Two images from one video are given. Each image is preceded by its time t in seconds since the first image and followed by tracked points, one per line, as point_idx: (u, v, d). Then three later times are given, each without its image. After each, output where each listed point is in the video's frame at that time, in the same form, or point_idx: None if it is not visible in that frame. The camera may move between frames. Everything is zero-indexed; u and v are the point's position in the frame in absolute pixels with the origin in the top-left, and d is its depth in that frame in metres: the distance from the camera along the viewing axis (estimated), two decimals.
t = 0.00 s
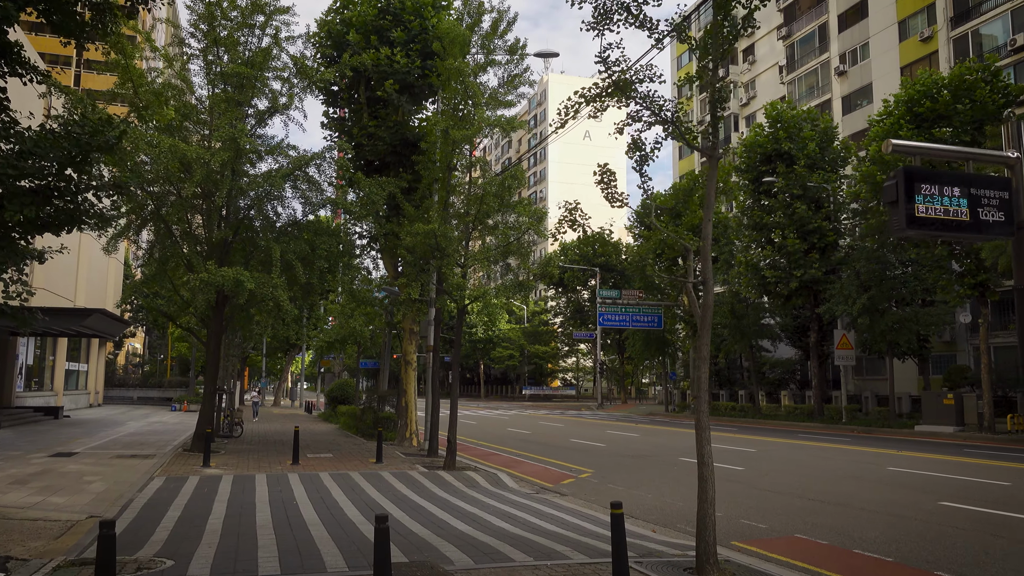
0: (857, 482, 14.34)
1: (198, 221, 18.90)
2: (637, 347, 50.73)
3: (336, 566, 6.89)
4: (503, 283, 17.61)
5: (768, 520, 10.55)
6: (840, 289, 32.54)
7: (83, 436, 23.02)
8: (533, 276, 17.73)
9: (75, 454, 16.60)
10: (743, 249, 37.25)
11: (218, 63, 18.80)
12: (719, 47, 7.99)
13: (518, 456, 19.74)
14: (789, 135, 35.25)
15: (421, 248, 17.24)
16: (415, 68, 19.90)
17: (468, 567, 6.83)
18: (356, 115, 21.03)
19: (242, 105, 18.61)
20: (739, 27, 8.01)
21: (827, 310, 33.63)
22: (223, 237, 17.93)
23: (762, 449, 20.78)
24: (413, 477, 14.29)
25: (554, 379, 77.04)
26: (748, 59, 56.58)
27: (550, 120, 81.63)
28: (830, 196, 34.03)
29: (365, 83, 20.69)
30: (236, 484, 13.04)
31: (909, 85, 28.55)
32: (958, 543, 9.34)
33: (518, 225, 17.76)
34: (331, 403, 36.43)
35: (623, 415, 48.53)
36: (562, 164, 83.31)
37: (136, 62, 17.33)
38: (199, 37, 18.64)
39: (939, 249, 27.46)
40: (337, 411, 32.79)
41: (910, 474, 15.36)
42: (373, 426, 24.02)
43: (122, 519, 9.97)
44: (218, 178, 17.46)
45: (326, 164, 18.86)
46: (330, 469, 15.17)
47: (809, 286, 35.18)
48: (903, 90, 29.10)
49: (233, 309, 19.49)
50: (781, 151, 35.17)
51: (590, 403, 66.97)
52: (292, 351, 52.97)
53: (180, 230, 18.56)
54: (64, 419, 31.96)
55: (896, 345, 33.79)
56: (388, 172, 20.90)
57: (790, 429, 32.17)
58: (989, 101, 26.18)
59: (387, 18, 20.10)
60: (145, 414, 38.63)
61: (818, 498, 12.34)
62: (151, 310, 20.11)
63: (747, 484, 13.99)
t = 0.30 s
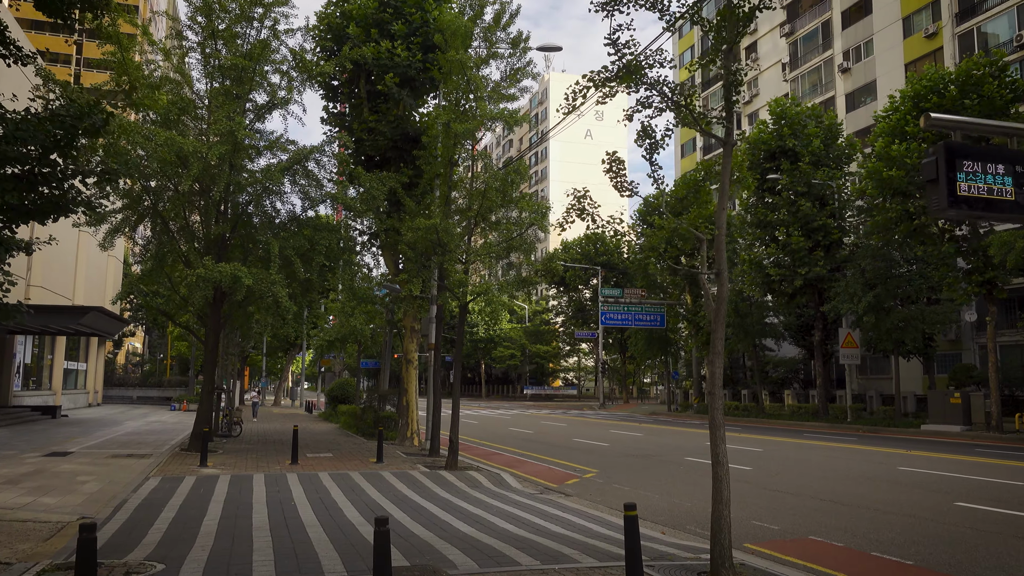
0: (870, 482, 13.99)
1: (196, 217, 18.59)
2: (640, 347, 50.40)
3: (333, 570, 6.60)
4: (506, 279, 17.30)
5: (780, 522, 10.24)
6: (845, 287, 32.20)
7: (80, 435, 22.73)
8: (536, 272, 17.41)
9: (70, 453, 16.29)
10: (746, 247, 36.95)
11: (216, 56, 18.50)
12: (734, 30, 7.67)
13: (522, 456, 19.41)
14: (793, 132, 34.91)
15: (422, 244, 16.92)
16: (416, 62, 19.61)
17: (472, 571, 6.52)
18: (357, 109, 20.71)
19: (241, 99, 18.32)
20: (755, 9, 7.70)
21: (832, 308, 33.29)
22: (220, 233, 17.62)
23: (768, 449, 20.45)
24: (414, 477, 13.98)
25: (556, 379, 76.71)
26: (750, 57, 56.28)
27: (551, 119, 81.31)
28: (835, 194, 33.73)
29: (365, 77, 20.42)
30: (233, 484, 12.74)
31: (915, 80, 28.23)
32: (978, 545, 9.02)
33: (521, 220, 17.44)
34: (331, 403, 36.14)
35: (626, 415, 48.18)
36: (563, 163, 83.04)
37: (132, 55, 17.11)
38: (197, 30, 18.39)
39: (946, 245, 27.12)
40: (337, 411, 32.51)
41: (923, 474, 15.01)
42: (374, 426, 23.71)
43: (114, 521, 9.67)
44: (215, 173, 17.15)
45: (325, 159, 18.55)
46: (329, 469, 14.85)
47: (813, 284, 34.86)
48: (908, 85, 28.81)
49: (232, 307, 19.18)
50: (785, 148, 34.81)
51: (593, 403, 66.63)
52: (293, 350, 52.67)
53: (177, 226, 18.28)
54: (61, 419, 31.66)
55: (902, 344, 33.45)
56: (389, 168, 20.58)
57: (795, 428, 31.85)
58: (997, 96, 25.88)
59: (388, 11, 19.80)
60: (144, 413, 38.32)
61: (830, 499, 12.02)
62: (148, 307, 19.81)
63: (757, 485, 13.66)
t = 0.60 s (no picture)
0: (882, 487, 13.68)
1: (195, 216, 18.32)
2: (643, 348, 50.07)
3: None
4: (510, 280, 17.03)
5: (795, 530, 9.91)
6: (851, 287, 31.88)
7: (78, 437, 22.45)
8: (541, 272, 17.08)
9: (66, 456, 16.01)
10: (751, 247, 36.61)
11: (215, 52, 18.20)
12: (753, 17, 7.35)
13: (524, 459, 19.10)
14: (798, 131, 34.56)
15: (424, 243, 16.62)
16: (418, 58, 19.30)
17: None
18: (358, 107, 20.40)
19: (240, 96, 18.04)
20: None
21: (837, 308, 32.98)
22: (218, 231, 17.29)
23: (776, 451, 20.13)
24: (417, 481, 13.67)
25: (558, 379, 76.41)
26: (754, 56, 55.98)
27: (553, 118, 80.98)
28: (840, 193, 33.41)
29: (367, 74, 20.11)
30: (232, 488, 12.44)
31: (922, 78, 27.89)
32: (1002, 554, 8.70)
33: (526, 219, 17.10)
34: (331, 404, 35.86)
35: (629, 415, 47.88)
36: (565, 163, 82.72)
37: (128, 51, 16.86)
38: (196, 26, 18.12)
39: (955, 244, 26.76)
40: (338, 412, 32.24)
41: (936, 479, 14.69)
42: (375, 428, 23.41)
43: (106, 528, 9.39)
44: (213, 171, 16.80)
45: (325, 155, 18.26)
46: (329, 473, 14.56)
47: (819, 284, 34.53)
48: (916, 83, 28.47)
49: (231, 306, 18.86)
50: (791, 147, 34.46)
51: (595, 403, 66.36)
52: (294, 350, 52.39)
53: (176, 226, 17.99)
54: (59, 420, 31.39)
55: (908, 344, 33.11)
56: (391, 166, 20.27)
57: (800, 430, 31.54)
58: (1007, 93, 25.24)
59: (390, 7, 19.50)
60: (143, 414, 38.05)
61: (843, 505, 11.71)
62: (147, 307, 19.52)
63: (767, 490, 13.35)
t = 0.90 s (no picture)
0: (895, 486, 13.41)
1: (193, 210, 18.04)
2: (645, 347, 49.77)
3: None
4: (514, 276, 16.84)
5: (811, 531, 9.62)
6: (856, 285, 31.58)
7: (74, 436, 22.14)
8: (545, 267, 16.80)
9: (62, 455, 15.73)
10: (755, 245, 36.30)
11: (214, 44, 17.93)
12: None
13: (528, 458, 18.81)
14: (803, 128, 34.27)
15: (426, 238, 16.34)
16: (420, 51, 19.01)
17: None
18: (359, 101, 20.11)
19: (240, 90, 17.77)
20: None
21: (843, 307, 32.68)
22: (216, 226, 17.00)
23: (782, 451, 19.85)
24: (419, 480, 13.36)
25: (559, 378, 76.09)
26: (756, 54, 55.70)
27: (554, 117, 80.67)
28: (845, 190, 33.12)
29: (368, 68, 19.86)
30: (231, 488, 12.16)
31: (929, 73, 27.59)
32: None
33: (531, 214, 16.82)
34: (332, 403, 35.55)
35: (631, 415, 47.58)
36: (566, 162, 82.41)
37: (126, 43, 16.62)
38: (194, 18, 17.83)
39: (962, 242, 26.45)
40: (338, 411, 31.96)
41: (948, 479, 14.40)
42: (376, 427, 23.14)
43: (100, 528, 9.11)
44: (212, 164, 16.51)
45: (326, 149, 17.98)
46: (330, 473, 14.28)
47: (824, 282, 34.24)
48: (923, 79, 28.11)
49: (230, 302, 18.57)
50: (795, 144, 34.16)
51: (597, 403, 66.05)
52: (294, 349, 52.04)
53: (174, 221, 17.71)
54: (56, 419, 31.08)
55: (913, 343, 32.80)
56: (392, 161, 19.97)
57: (804, 429, 31.25)
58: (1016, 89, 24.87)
59: None
60: (142, 413, 37.76)
61: (857, 506, 11.43)
62: (145, 304, 19.22)
63: (777, 490, 13.07)
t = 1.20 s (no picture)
0: (907, 490, 13.13)
1: (191, 208, 17.77)
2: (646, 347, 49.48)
3: None
4: (518, 275, 16.46)
5: (827, 539, 9.33)
6: (861, 285, 31.29)
7: (71, 437, 21.84)
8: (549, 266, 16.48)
9: (56, 457, 15.43)
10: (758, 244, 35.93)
11: (212, 40, 17.66)
12: None
13: (531, 460, 18.50)
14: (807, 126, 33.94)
15: (428, 236, 16.04)
16: (422, 47, 18.73)
17: None
18: (360, 97, 19.77)
19: (238, 85, 17.49)
20: None
21: (847, 307, 32.40)
22: (214, 224, 16.72)
23: (788, 453, 19.57)
24: (422, 484, 13.06)
25: (559, 379, 75.81)
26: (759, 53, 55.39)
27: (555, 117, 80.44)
28: (850, 189, 32.86)
29: (369, 64, 19.57)
30: (228, 491, 11.87)
31: (936, 70, 27.28)
32: None
33: (535, 212, 16.50)
34: (331, 403, 35.27)
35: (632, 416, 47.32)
36: (567, 162, 82.21)
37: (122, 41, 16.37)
38: (192, 13, 17.53)
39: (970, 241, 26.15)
40: (338, 412, 31.67)
41: (962, 483, 14.08)
42: (377, 428, 22.85)
43: (91, 535, 8.80)
44: (208, 161, 16.15)
45: (325, 146, 17.68)
46: (330, 475, 13.99)
47: (828, 281, 33.96)
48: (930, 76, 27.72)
49: (229, 301, 18.28)
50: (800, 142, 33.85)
51: (598, 404, 65.75)
52: (294, 349, 51.73)
53: (172, 218, 17.47)
54: (54, 420, 30.78)
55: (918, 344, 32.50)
56: (394, 158, 19.67)
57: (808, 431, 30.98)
58: None
59: None
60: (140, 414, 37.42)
61: (870, 511, 11.13)
62: (142, 303, 18.92)
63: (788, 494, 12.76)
